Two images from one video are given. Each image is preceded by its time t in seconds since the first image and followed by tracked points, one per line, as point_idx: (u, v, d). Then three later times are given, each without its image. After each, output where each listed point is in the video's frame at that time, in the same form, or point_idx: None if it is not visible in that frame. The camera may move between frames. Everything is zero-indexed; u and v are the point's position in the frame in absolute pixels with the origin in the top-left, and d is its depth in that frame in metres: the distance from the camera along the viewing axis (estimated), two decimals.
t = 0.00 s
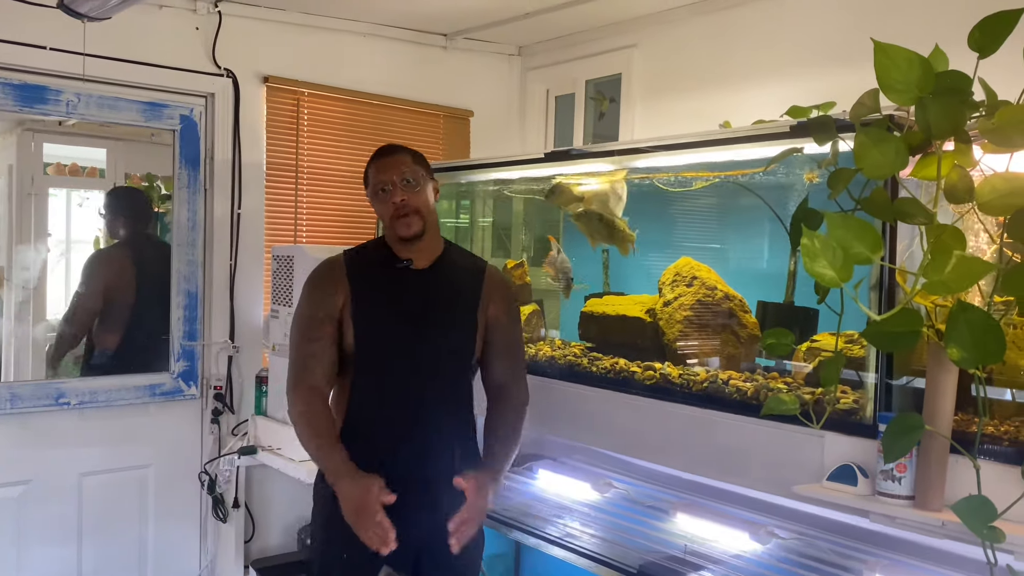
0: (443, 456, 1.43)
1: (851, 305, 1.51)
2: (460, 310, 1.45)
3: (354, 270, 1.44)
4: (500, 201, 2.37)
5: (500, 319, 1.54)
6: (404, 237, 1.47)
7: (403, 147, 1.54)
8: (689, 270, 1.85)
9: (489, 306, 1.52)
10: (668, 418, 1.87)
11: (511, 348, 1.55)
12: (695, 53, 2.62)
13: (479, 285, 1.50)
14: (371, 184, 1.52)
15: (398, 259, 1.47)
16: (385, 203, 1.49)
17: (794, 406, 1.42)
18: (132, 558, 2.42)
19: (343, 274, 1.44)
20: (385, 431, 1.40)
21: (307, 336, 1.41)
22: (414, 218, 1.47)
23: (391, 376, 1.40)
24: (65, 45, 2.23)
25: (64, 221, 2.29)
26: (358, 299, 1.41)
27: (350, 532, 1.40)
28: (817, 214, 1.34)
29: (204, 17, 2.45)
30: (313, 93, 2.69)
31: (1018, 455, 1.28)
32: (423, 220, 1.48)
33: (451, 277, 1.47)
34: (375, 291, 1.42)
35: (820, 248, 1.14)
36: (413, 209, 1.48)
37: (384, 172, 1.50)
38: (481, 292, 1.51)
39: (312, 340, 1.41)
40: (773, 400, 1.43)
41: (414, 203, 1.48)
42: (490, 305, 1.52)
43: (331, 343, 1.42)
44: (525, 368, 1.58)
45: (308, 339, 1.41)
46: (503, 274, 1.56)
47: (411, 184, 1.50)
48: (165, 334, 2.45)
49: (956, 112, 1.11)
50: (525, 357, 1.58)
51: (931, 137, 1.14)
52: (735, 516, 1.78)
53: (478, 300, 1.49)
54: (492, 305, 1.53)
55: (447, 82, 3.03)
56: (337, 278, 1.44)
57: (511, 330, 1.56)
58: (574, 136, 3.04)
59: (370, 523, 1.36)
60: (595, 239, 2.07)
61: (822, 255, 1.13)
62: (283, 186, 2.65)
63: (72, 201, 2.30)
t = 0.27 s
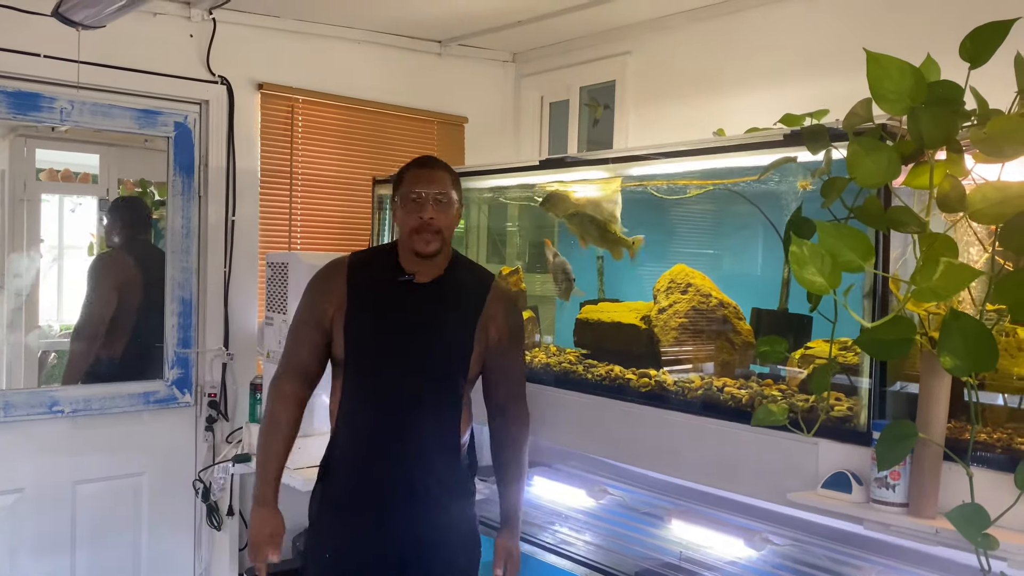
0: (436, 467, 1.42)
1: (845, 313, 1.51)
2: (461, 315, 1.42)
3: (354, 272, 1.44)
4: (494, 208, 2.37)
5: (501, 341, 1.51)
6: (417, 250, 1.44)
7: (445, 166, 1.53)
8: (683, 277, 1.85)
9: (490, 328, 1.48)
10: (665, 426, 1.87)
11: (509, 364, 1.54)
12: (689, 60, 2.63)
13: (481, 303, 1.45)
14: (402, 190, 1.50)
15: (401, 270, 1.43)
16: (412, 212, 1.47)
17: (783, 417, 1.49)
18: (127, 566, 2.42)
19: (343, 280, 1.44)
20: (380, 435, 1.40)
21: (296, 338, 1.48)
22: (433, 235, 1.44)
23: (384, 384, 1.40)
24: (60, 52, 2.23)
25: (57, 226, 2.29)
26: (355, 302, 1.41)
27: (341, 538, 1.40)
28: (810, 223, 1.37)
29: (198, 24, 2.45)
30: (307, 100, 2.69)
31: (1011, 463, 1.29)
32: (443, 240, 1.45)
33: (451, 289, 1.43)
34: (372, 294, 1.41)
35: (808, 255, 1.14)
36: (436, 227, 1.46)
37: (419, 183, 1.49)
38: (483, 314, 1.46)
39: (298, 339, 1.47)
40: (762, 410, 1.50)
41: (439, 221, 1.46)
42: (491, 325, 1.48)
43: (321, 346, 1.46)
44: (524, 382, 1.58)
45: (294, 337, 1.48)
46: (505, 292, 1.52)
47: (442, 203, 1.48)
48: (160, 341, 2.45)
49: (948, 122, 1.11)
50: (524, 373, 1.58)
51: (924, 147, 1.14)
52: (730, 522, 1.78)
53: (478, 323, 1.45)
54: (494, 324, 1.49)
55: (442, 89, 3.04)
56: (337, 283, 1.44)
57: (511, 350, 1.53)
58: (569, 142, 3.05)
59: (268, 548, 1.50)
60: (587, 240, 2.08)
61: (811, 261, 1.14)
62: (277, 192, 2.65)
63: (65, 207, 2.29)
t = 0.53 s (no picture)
0: (424, 475, 1.43)
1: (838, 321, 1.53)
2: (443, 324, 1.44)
3: (340, 283, 1.46)
4: (489, 216, 2.38)
5: (489, 347, 1.55)
6: (406, 254, 1.47)
7: (444, 176, 1.56)
8: (677, 285, 1.86)
9: (478, 333, 1.52)
10: (658, 433, 1.88)
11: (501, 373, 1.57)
12: (682, 69, 2.64)
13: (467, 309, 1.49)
14: (400, 194, 1.53)
15: (389, 273, 1.47)
16: (408, 216, 1.49)
17: (772, 423, 1.52)
18: None
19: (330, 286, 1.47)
20: (369, 444, 1.41)
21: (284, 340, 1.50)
22: (424, 242, 1.47)
23: (372, 392, 1.41)
24: (55, 62, 2.23)
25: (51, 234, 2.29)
26: (341, 312, 1.44)
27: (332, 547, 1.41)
28: (803, 232, 1.38)
29: (193, 34, 2.45)
30: (302, 109, 2.70)
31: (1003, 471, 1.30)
32: (434, 247, 1.49)
33: (436, 297, 1.46)
34: (358, 304, 1.43)
35: (805, 267, 1.15)
36: (429, 234, 1.48)
37: (417, 190, 1.51)
38: (469, 319, 1.50)
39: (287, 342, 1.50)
40: (752, 418, 1.54)
41: (433, 229, 1.49)
42: (479, 331, 1.52)
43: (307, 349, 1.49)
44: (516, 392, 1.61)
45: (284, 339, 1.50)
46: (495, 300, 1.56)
47: (438, 212, 1.51)
48: (154, 350, 2.45)
49: (940, 133, 1.12)
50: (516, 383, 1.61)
51: (915, 157, 1.15)
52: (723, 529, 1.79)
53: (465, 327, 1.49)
54: (482, 331, 1.53)
55: (436, 97, 3.04)
56: (323, 289, 1.48)
57: (501, 358, 1.56)
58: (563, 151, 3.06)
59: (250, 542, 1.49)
60: (579, 242, 2.09)
61: (807, 273, 1.15)
62: (272, 201, 2.65)
63: (59, 215, 2.30)
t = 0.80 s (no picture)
0: (403, 482, 1.43)
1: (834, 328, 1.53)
2: (414, 329, 1.42)
3: (317, 290, 1.47)
4: (484, 222, 2.37)
5: (465, 341, 1.49)
6: (379, 258, 1.47)
7: (417, 181, 1.56)
8: (673, 292, 1.85)
9: (451, 328, 1.47)
10: (651, 439, 1.88)
11: (477, 370, 1.51)
12: (677, 74, 2.65)
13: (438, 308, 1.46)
14: (373, 199, 1.52)
15: (362, 277, 1.46)
16: (381, 221, 1.49)
17: (774, 431, 1.50)
18: None
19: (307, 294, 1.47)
20: (347, 452, 1.42)
21: (263, 344, 1.49)
22: (398, 247, 1.48)
23: (349, 400, 1.41)
24: (49, 69, 2.23)
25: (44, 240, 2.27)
26: (317, 321, 1.44)
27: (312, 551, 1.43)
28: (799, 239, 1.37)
29: (187, 40, 2.45)
30: (296, 115, 2.69)
31: (1000, 478, 1.30)
32: (407, 252, 1.49)
33: (412, 302, 1.44)
34: (332, 311, 1.43)
35: (804, 272, 1.15)
36: (402, 239, 1.49)
37: (390, 195, 1.51)
38: (440, 315, 1.45)
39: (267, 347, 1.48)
40: (753, 426, 1.52)
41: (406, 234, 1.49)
42: (452, 327, 1.47)
43: (288, 352, 1.48)
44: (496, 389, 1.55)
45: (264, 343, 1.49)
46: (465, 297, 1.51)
47: (410, 216, 1.51)
48: (148, 358, 2.44)
49: (934, 141, 1.12)
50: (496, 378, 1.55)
51: (910, 164, 1.15)
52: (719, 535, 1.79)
53: (435, 325, 1.44)
54: (456, 326, 1.48)
55: (431, 103, 3.04)
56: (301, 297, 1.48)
57: (477, 353, 1.51)
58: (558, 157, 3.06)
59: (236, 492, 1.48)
60: (571, 242, 2.09)
61: (807, 279, 1.14)
62: (267, 208, 2.64)
63: (52, 221, 2.28)
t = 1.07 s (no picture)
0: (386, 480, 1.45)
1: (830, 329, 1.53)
2: (389, 331, 1.43)
3: (291, 295, 1.45)
4: (480, 223, 2.36)
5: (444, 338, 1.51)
6: (353, 263, 1.46)
7: (382, 185, 1.57)
8: (670, 293, 1.86)
9: (429, 325, 1.49)
10: (644, 441, 1.89)
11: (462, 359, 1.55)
12: (672, 77, 2.65)
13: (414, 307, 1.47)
14: (340, 207, 1.53)
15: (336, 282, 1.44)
16: (351, 227, 1.50)
17: (774, 435, 1.49)
18: None
19: (280, 298, 1.46)
20: (329, 452, 1.43)
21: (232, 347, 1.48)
22: (370, 249, 1.47)
23: (327, 401, 1.41)
24: (45, 72, 2.23)
25: (41, 244, 2.26)
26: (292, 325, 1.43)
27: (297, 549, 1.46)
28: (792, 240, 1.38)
29: (184, 43, 2.45)
30: (293, 118, 2.69)
31: (995, 478, 1.30)
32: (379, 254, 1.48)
33: (386, 301, 1.44)
34: (307, 314, 1.43)
35: (792, 274, 1.16)
36: (373, 242, 1.48)
37: (356, 199, 1.51)
38: (417, 313, 1.48)
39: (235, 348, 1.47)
40: (754, 430, 1.51)
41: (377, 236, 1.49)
42: (430, 325, 1.49)
43: (266, 356, 1.45)
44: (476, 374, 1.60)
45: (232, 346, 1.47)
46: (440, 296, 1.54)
47: (379, 219, 1.51)
48: (145, 361, 2.43)
49: (929, 141, 1.12)
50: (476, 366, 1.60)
51: (904, 165, 1.15)
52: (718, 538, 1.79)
53: (413, 321, 1.46)
54: (433, 324, 1.50)
55: (427, 106, 3.05)
56: (274, 301, 1.46)
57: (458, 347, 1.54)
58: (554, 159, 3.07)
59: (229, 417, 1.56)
60: (568, 242, 2.08)
61: (795, 280, 1.16)
62: (264, 211, 2.64)
63: (49, 223, 2.27)
